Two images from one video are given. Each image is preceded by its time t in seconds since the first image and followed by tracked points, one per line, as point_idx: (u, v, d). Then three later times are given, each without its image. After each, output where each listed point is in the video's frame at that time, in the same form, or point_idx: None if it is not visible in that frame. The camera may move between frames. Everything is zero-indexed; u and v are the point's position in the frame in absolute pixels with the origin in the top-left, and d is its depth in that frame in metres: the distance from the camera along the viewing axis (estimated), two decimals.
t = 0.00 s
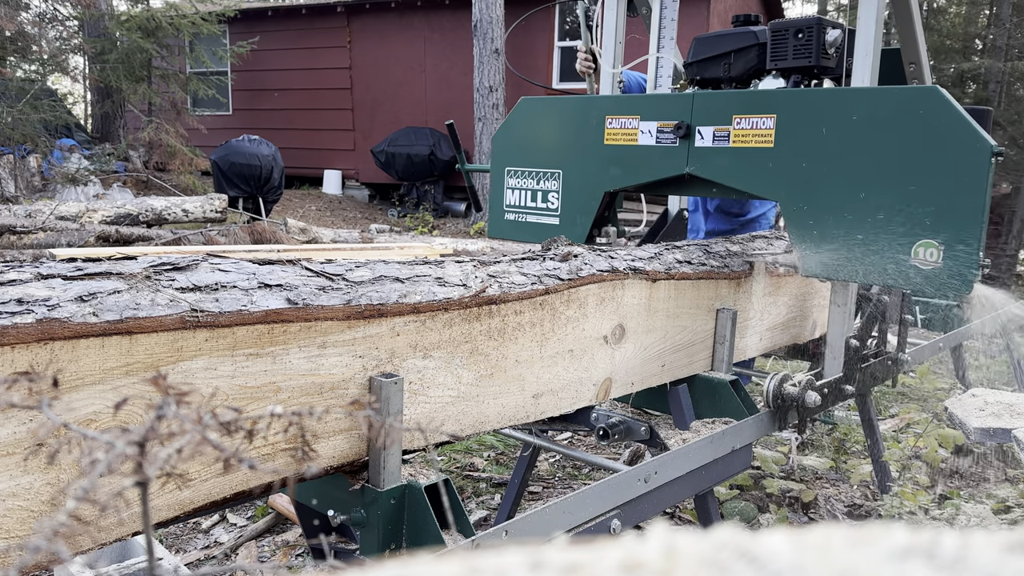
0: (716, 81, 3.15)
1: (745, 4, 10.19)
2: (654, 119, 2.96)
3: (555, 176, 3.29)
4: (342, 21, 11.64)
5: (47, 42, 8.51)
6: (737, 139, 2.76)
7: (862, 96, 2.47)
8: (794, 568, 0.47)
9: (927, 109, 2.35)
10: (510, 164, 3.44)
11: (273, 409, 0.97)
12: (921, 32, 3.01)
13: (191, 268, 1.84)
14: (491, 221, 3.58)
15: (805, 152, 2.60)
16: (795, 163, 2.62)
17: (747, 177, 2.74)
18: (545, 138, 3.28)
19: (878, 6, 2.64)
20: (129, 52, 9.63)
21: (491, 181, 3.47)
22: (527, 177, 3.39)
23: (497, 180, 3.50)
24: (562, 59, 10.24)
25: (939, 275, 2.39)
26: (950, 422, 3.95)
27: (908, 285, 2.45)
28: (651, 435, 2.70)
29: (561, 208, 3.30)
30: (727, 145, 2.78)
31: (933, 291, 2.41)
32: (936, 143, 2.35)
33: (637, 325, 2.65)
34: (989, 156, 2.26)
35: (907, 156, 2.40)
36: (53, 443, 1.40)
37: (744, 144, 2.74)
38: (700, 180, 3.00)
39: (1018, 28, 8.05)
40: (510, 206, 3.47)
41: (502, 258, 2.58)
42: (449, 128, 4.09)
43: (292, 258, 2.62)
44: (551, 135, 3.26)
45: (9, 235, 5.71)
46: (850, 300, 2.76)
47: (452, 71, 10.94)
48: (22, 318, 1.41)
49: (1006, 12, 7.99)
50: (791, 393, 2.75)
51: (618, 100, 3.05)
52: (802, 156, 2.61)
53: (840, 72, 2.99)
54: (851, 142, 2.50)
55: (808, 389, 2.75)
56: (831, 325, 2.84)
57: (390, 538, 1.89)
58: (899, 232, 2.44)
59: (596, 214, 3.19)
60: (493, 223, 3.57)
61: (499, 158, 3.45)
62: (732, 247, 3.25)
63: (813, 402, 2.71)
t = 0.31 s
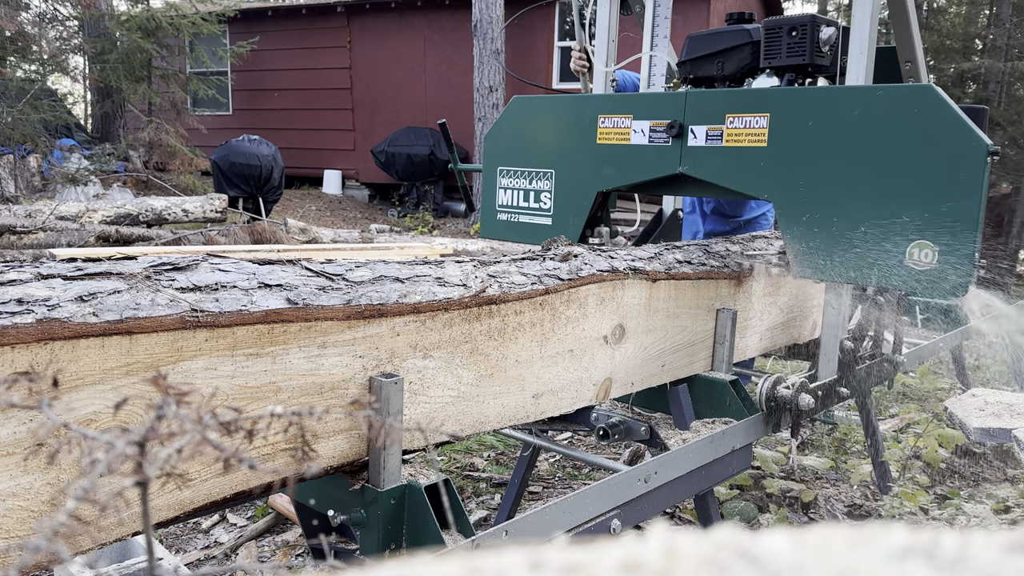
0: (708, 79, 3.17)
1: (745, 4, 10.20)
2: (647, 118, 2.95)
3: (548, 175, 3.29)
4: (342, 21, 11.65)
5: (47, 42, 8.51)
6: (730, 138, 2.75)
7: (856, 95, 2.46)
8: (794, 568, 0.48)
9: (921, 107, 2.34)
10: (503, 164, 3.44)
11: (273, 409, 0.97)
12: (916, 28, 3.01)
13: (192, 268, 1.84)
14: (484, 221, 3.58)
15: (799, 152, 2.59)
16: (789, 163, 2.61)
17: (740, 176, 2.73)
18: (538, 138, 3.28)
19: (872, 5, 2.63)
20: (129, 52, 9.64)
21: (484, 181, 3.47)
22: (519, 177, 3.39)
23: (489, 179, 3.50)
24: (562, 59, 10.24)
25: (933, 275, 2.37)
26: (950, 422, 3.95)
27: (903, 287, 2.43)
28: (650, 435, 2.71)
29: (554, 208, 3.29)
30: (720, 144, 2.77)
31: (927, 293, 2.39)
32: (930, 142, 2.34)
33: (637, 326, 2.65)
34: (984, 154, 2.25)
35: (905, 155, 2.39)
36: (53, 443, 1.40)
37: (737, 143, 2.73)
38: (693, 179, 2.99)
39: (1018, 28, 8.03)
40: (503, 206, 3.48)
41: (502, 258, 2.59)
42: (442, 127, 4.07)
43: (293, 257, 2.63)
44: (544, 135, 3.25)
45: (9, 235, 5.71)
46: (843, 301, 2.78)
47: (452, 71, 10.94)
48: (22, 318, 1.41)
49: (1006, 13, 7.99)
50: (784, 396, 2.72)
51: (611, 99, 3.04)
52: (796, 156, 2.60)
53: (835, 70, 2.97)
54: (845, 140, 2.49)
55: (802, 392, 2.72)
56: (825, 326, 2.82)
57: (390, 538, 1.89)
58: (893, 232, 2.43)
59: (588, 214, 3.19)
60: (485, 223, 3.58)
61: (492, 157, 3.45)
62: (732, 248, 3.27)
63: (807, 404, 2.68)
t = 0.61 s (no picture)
0: (701, 78, 3.15)
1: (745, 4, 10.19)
2: (639, 117, 2.95)
3: (540, 175, 3.28)
4: (342, 21, 11.65)
5: (47, 42, 8.51)
6: (723, 138, 2.74)
7: (850, 93, 2.45)
8: (794, 568, 0.48)
9: (916, 106, 2.33)
10: (494, 164, 3.42)
11: (273, 409, 0.97)
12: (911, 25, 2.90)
13: (191, 268, 1.84)
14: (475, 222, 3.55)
15: (793, 151, 2.58)
16: (782, 162, 2.60)
17: (733, 175, 2.73)
18: (530, 138, 3.27)
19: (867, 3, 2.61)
20: (129, 52, 9.64)
21: (475, 181, 3.45)
22: (511, 177, 3.37)
23: (480, 179, 3.48)
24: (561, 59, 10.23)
25: (928, 276, 2.37)
26: (949, 422, 3.95)
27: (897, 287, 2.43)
28: (650, 435, 2.71)
29: (546, 208, 3.28)
30: (713, 143, 2.76)
31: (922, 293, 2.39)
32: (925, 141, 2.33)
33: (637, 325, 2.65)
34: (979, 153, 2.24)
35: (900, 154, 2.38)
36: (53, 443, 1.40)
37: (730, 143, 2.72)
38: (686, 179, 2.99)
39: (1018, 28, 8.02)
40: (494, 206, 3.46)
41: (502, 258, 2.59)
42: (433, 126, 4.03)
43: (293, 257, 2.63)
44: (536, 135, 3.24)
45: (9, 234, 5.71)
46: (838, 302, 2.79)
47: (452, 71, 10.94)
48: (22, 318, 1.40)
49: (1006, 12, 7.98)
50: (777, 398, 2.73)
51: (604, 98, 3.03)
52: (790, 155, 2.59)
53: (829, 69, 2.94)
54: (839, 139, 2.48)
55: (795, 394, 2.74)
56: (819, 328, 2.82)
57: (390, 538, 1.89)
58: (887, 232, 2.43)
59: (581, 214, 3.18)
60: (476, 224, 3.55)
61: (483, 157, 3.43)
62: (732, 247, 3.28)
63: (801, 407, 2.70)
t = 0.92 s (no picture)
0: (694, 76, 3.15)
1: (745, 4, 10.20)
2: (631, 117, 2.92)
3: (532, 175, 3.28)
4: (342, 21, 11.65)
5: (47, 42, 8.51)
6: (715, 137, 2.72)
7: (843, 91, 2.42)
8: (795, 568, 0.48)
9: (910, 104, 2.31)
10: (486, 163, 3.43)
11: (273, 409, 0.97)
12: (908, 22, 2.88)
13: (192, 268, 1.84)
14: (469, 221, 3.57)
15: (785, 150, 2.56)
16: (775, 161, 2.58)
17: (726, 175, 2.71)
18: (522, 138, 3.27)
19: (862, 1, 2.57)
20: (129, 52, 9.64)
21: (467, 181, 3.46)
22: (503, 176, 3.38)
23: (474, 179, 3.49)
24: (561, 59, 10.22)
25: (923, 277, 2.34)
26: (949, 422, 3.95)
27: (891, 288, 2.41)
28: (650, 435, 2.71)
29: (537, 208, 3.28)
30: (706, 143, 2.74)
31: (916, 294, 2.36)
32: (920, 139, 2.30)
33: (637, 325, 2.65)
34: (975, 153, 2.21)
35: (893, 154, 2.36)
36: (53, 443, 1.40)
37: (722, 142, 2.70)
38: (680, 179, 2.98)
39: (1018, 28, 8.02)
40: (486, 206, 3.47)
41: (502, 258, 2.59)
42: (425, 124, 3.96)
43: (292, 257, 2.63)
44: (529, 135, 3.24)
45: (9, 234, 5.71)
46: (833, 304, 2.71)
47: (452, 71, 10.95)
48: (22, 318, 1.41)
49: (1006, 12, 7.98)
50: (770, 401, 2.65)
51: (596, 97, 3.01)
52: (782, 154, 2.57)
53: (823, 67, 2.91)
54: (833, 138, 2.46)
55: (787, 397, 2.66)
56: (813, 331, 2.76)
57: (390, 538, 1.89)
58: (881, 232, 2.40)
59: (572, 215, 3.17)
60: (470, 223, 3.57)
61: (476, 156, 3.44)
62: (733, 247, 3.28)
63: (793, 410, 2.62)
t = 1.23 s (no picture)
0: (687, 75, 3.08)
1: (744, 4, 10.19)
2: (623, 115, 2.89)
3: (524, 174, 3.22)
4: (342, 21, 11.65)
5: (47, 42, 8.51)
6: (707, 136, 2.68)
7: (836, 89, 2.39)
8: (795, 568, 0.48)
9: (904, 103, 2.28)
10: (477, 163, 3.36)
11: (273, 410, 0.97)
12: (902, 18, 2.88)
13: (191, 268, 1.84)
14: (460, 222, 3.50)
15: (778, 150, 2.52)
16: (767, 161, 2.55)
17: (718, 175, 2.67)
18: (513, 137, 3.21)
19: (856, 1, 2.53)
20: (129, 52, 9.64)
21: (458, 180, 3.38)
22: (494, 176, 3.31)
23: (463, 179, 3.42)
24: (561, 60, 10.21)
25: (917, 278, 2.33)
26: (949, 422, 3.95)
27: (884, 289, 2.39)
28: (650, 435, 2.71)
29: (530, 208, 3.22)
30: (698, 142, 2.70)
31: (910, 296, 2.35)
32: (914, 139, 2.28)
33: (637, 325, 2.65)
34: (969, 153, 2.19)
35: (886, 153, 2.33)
36: (53, 443, 1.40)
37: (714, 142, 2.66)
38: (673, 179, 2.93)
39: (1018, 28, 8.01)
40: (478, 207, 3.39)
41: (502, 258, 2.59)
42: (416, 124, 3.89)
43: (292, 257, 2.63)
44: (519, 134, 3.19)
45: (9, 235, 5.71)
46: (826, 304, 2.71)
47: (452, 71, 10.95)
48: (22, 318, 1.41)
49: (1006, 12, 7.97)
50: (762, 404, 2.61)
51: (588, 96, 2.97)
52: (774, 154, 2.53)
53: (816, 65, 2.86)
54: (826, 137, 2.42)
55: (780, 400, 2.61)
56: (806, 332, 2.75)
57: (390, 538, 1.89)
58: (874, 233, 2.38)
59: (564, 215, 3.12)
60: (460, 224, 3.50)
61: (466, 156, 3.38)
62: (733, 248, 3.29)
63: (786, 414, 2.58)
